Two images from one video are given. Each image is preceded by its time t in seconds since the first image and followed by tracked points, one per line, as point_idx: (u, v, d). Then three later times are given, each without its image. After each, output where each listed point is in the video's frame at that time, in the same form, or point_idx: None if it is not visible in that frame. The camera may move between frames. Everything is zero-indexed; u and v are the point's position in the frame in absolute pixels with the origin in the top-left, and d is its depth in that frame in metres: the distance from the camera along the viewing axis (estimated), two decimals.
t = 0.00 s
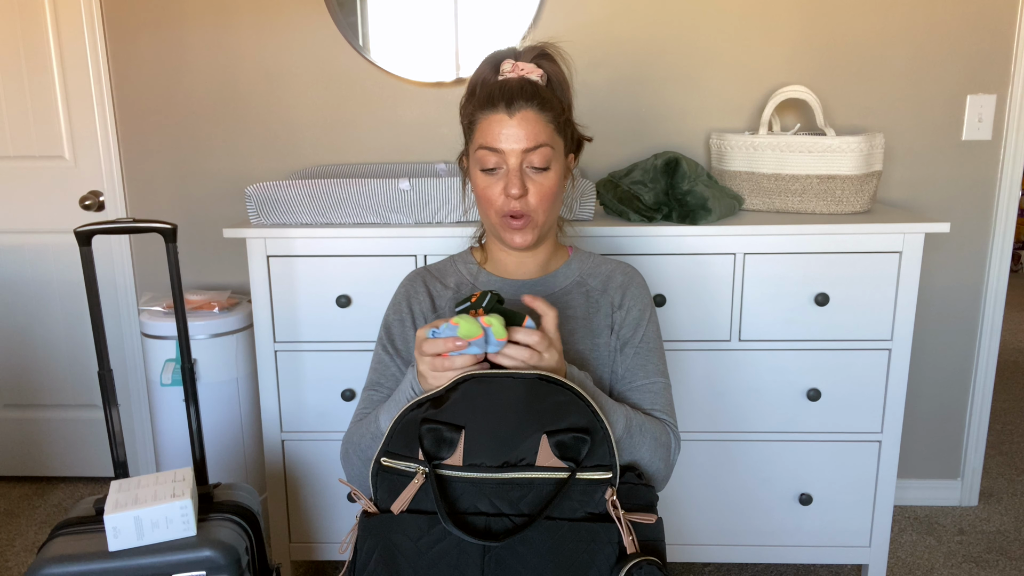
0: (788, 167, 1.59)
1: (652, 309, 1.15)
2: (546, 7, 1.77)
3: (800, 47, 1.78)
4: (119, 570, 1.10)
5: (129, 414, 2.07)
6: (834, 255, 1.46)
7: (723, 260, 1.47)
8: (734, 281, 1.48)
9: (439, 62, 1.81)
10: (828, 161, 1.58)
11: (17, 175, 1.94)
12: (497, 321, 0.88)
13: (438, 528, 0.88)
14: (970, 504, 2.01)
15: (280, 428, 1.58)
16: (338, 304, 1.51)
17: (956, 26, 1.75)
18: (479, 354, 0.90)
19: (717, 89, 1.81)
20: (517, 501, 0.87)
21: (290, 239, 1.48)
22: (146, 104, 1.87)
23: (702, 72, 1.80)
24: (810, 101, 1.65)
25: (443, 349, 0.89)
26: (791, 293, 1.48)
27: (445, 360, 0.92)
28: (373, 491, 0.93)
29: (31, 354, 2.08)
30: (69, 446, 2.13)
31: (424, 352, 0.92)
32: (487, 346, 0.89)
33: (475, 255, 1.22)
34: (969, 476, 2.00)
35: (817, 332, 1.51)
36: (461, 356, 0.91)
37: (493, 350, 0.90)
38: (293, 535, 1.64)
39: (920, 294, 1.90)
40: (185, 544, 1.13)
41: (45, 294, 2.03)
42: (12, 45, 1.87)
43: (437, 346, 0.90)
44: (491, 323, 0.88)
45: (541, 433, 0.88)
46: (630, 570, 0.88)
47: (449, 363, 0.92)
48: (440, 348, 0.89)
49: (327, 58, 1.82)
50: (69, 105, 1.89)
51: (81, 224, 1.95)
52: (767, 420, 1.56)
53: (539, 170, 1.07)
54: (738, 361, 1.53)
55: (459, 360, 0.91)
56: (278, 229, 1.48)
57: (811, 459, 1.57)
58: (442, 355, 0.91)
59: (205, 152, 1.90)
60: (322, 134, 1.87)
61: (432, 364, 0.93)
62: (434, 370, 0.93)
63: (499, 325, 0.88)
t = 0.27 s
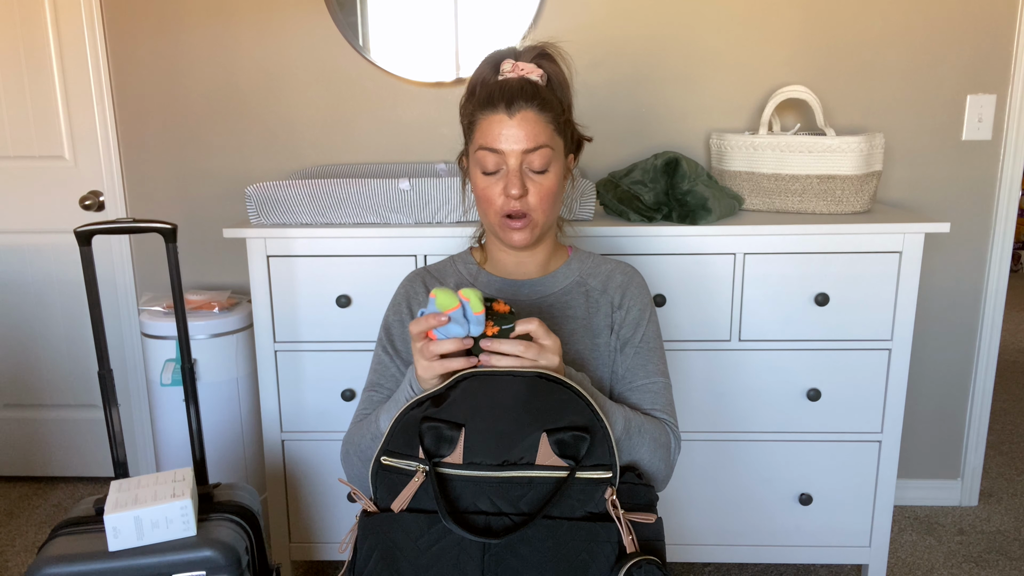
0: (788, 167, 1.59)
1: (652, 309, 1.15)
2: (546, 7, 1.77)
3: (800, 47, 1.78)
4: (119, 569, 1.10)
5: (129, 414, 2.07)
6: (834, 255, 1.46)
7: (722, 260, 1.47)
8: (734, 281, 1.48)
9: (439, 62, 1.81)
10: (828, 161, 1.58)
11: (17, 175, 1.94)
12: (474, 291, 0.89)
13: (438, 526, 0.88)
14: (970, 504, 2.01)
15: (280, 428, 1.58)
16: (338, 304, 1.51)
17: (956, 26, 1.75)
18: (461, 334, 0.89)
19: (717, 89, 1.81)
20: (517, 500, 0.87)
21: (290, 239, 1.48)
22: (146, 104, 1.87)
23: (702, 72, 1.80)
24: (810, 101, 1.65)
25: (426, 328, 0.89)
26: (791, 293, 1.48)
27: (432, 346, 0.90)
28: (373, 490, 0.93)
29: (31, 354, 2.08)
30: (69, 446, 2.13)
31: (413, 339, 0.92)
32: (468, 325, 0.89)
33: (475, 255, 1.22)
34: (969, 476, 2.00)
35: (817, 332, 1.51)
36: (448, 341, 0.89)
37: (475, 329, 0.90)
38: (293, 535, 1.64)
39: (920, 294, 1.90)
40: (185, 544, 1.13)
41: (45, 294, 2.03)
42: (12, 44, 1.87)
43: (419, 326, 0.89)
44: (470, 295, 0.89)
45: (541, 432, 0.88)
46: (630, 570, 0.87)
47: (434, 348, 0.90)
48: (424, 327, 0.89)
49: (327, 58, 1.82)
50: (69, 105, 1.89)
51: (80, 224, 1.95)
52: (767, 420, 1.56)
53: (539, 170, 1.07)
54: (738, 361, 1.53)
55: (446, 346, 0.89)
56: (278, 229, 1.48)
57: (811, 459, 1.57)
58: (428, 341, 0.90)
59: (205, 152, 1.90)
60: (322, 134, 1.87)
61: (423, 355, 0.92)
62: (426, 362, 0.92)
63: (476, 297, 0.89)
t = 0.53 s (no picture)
0: (788, 167, 1.59)
1: (652, 308, 1.15)
2: (546, 7, 1.77)
3: (800, 47, 1.78)
4: (119, 569, 1.10)
5: (129, 414, 2.07)
6: (834, 254, 1.46)
7: (723, 260, 1.47)
8: (734, 281, 1.48)
9: (439, 62, 1.81)
10: (828, 161, 1.58)
11: (17, 175, 1.94)
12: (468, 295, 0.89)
13: (439, 525, 0.88)
14: (970, 504, 2.01)
15: (280, 428, 1.58)
16: (338, 304, 1.51)
17: (956, 26, 1.75)
18: (454, 335, 0.90)
19: (717, 89, 1.81)
20: (517, 498, 0.87)
21: (290, 239, 1.48)
22: (146, 104, 1.87)
23: (702, 72, 1.80)
24: (810, 101, 1.65)
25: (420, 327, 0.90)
26: (791, 293, 1.48)
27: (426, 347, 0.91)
28: (373, 489, 0.93)
29: (32, 354, 2.08)
30: (69, 446, 2.13)
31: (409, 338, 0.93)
32: (461, 326, 0.90)
33: (475, 255, 1.22)
34: (969, 476, 2.00)
35: (817, 331, 1.51)
36: (440, 342, 0.90)
37: (467, 330, 0.90)
38: (293, 535, 1.64)
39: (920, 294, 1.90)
40: (185, 544, 1.13)
41: (46, 294, 2.03)
42: (12, 44, 1.87)
43: (414, 326, 0.91)
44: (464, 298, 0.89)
45: (541, 431, 0.88)
46: (630, 569, 0.87)
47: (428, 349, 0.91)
48: (417, 328, 0.90)
49: (327, 58, 1.82)
50: (69, 104, 1.89)
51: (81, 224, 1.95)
52: (767, 420, 1.56)
53: (539, 170, 1.07)
54: (738, 361, 1.53)
55: (441, 347, 0.90)
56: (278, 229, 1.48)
57: (811, 459, 1.57)
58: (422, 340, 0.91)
59: (205, 152, 1.90)
60: (322, 134, 1.87)
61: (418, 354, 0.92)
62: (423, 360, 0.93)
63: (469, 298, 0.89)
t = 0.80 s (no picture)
0: (788, 167, 1.59)
1: (652, 309, 1.15)
2: (546, 7, 1.77)
3: (800, 47, 1.78)
4: (119, 569, 1.10)
5: (129, 414, 2.07)
6: (835, 254, 1.46)
7: (722, 260, 1.47)
8: (734, 281, 1.48)
9: (439, 62, 1.81)
10: (828, 161, 1.58)
11: (17, 174, 1.94)
12: (477, 301, 0.89)
13: (439, 525, 0.88)
14: (970, 504, 2.01)
15: (280, 428, 1.58)
16: (338, 304, 1.51)
17: (956, 26, 1.75)
18: (459, 341, 0.90)
19: (717, 89, 1.81)
20: (517, 498, 0.87)
21: (290, 239, 1.48)
22: (146, 104, 1.87)
23: (702, 73, 1.80)
24: (810, 101, 1.66)
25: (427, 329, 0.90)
26: (791, 293, 1.48)
27: (430, 349, 0.91)
28: (373, 489, 0.93)
29: (32, 353, 2.08)
30: (69, 446, 2.13)
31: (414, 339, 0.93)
32: (467, 334, 0.89)
33: (475, 255, 1.21)
34: (969, 476, 2.00)
35: (817, 331, 1.51)
36: (446, 345, 0.90)
37: (473, 337, 0.90)
38: (293, 535, 1.64)
39: (920, 294, 1.90)
40: (185, 544, 1.13)
41: (45, 294, 2.02)
42: (12, 44, 1.87)
43: (420, 327, 0.91)
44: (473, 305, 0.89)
45: (541, 430, 0.88)
46: (629, 568, 0.88)
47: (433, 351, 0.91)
48: (423, 329, 0.90)
49: (327, 58, 1.82)
50: (69, 104, 1.89)
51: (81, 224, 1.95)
52: (767, 419, 1.56)
53: (539, 170, 1.07)
54: (738, 361, 1.53)
55: (445, 350, 0.91)
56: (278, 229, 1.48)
57: (811, 459, 1.57)
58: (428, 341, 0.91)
59: (205, 152, 1.90)
60: (322, 134, 1.87)
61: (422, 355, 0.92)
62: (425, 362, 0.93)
63: (478, 307, 0.89)
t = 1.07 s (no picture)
0: (788, 167, 1.59)
1: (652, 309, 1.15)
2: (546, 7, 1.77)
3: (800, 48, 1.78)
4: (119, 570, 1.10)
5: (129, 414, 2.07)
6: (835, 254, 1.46)
7: (722, 260, 1.47)
8: (734, 281, 1.48)
9: (439, 62, 1.81)
10: (828, 161, 1.58)
11: (17, 175, 1.94)
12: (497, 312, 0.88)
13: (439, 527, 0.88)
14: (970, 504, 2.01)
15: (280, 428, 1.58)
16: (338, 304, 1.51)
17: (956, 26, 1.75)
18: (474, 348, 0.89)
19: (717, 90, 1.81)
20: (518, 500, 0.87)
21: (290, 239, 1.48)
22: (146, 104, 1.87)
23: (702, 73, 1.80)
24: (810, 101, 1.65)
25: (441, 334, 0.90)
26: (791, 293, 1.48)
27: (444, 352, 0.91)
28: (373, 490, 0.93)
29: (32, 353, 2.08)
30: (69, 446, 2.13)
31: (427, 341, 0.93)
32: (483, 341, 0.89)
33: (475, 255, 1.21)
34: (969, 476, 2.00)
35: (817, 331, 1.51)
36: (459, 351, 0.90)
37: (489, 345, 0.89)
38: (293, 535, 1.64)
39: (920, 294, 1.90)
40: (185, 544, 1.13)
41: (46, 294, 2.03)
42: (12, 44, 1.87)
43: (436, 331, 0.90)
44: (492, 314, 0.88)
45: (541, 432, 0.88)
46: (630, 570, 0.88)
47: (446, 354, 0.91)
48: (438, 334, 0.90)
49: (327, 58, 1.82)
50: (69, 104, 1.89)
51: (81, 224, 1.95)
52: (767, 419, 1.56)
53: (539, 170, 1.07)
54: (738, 361, 1.53)
55: (457, 355, 0.91)
56: (278, 229, 1.48)
57: (811, 459, 1.57)
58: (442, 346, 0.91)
59: (205, 152, 1.90)
60: (322, 134, 1.87)
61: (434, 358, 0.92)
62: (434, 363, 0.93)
63: (497, 316, 0.88)
